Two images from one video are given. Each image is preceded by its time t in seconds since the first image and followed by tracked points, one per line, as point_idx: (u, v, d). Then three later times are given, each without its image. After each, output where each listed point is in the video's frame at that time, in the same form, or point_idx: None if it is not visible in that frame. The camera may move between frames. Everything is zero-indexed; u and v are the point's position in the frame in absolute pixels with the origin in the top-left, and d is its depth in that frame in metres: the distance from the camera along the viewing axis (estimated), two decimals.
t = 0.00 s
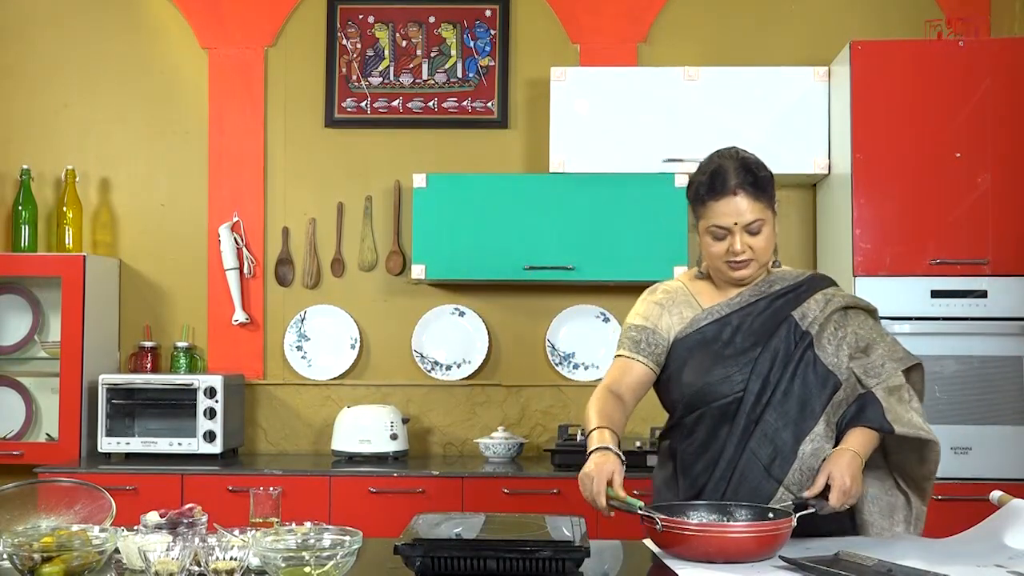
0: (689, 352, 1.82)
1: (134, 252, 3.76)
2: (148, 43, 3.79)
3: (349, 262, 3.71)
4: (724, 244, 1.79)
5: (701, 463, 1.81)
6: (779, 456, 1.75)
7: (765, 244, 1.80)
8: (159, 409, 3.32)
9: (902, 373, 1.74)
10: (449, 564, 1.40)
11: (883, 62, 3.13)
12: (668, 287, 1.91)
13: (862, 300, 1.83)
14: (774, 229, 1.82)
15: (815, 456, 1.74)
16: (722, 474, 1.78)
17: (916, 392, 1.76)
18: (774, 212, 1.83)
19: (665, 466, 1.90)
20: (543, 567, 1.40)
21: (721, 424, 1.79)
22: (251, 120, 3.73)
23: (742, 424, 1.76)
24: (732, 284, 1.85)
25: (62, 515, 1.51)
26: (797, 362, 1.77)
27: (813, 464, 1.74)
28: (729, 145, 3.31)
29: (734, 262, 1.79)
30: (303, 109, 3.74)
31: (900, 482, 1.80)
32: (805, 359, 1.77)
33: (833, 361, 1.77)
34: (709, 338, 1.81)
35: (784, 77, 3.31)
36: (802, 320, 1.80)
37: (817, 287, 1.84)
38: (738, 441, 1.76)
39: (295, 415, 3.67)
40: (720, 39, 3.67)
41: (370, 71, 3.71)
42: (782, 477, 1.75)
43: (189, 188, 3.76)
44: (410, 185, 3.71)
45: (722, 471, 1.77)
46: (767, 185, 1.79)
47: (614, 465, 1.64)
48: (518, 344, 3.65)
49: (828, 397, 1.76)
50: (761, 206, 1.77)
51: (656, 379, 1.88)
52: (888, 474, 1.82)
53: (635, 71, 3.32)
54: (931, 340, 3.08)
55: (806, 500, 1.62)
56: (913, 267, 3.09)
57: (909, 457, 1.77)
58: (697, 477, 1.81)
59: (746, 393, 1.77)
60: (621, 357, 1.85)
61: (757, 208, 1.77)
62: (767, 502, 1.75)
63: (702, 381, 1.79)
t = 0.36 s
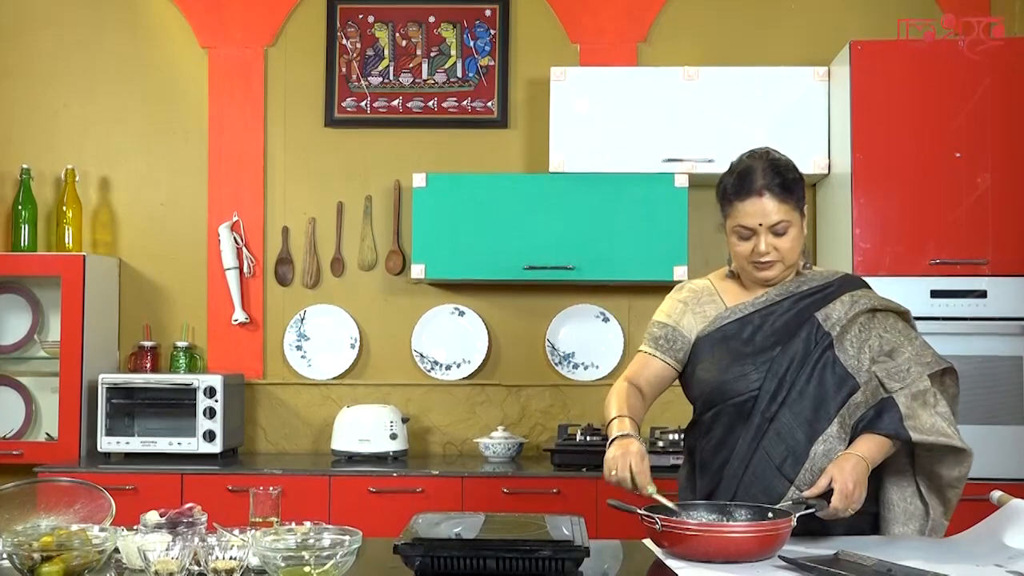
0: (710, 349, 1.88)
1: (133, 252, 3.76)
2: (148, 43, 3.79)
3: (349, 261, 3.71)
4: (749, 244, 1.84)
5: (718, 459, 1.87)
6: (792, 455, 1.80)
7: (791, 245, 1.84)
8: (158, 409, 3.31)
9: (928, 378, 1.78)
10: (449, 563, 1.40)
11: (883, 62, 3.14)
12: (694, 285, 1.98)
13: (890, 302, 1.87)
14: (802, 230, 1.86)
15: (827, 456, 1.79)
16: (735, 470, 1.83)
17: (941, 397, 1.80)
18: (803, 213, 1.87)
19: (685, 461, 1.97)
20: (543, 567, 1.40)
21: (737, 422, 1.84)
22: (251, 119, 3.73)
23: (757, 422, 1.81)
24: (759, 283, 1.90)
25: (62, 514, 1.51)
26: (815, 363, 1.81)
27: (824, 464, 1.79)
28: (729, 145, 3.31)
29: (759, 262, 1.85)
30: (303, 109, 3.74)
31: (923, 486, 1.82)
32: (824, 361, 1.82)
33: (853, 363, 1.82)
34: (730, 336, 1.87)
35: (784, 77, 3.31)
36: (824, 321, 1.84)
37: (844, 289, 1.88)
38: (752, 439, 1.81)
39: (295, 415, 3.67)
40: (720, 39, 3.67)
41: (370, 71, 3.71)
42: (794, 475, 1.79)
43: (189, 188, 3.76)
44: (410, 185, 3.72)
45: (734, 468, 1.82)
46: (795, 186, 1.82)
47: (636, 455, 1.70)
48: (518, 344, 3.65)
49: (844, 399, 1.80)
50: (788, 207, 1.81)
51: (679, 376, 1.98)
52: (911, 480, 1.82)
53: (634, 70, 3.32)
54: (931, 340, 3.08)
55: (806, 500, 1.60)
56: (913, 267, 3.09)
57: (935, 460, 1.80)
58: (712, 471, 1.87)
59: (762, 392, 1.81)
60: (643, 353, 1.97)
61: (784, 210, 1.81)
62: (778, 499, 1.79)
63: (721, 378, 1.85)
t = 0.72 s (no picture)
0: (721, 346, 1.90)
1: (133, 252, 3.76)
2: (147, 43, 3.78)
3: (349, 261, 3.71)
4: (762, 244, 1.87)
5: (724, 455, 1.89)
6: (795, 455, 1.80)
7: (807, 245, 1.86)
8: (159, 409, 3.31)
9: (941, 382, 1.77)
10: (449, 563, 1.40)
11: (883, 61, 3.14)
12: (711, 282, 2.01)
13: (907, 306, 1.85)
14: (818, 231, 1.87)
15: (830, 456, 1.79)
16: (739, 467, 1.84)
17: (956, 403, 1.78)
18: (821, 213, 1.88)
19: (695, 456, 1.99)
20: (543, 567, 1.40)
21: (743, 419, 1.85)
22: (250, 119, 3.73)
23: (762, 421, 1.82)
24: (776, 283, 1.92)
25: (62, 514, 1.51)
26: (824, 364, 1.81)
27: (825, 464, 1.79)
28: (729, 144, 3.31)
29: (773, 262, 1.87)
30: (303, 109, 3.74)
31: (941, 492, 1.82)
32: (833, 362, 1.81)
33: (863, 365, 1.81)
34: (740, 334, 1.88)
35: (784, 77, 3.31)
36: (835, 323, 1.84)
37: (860, 292, 1.87)
38: (757, 438, 1.82)
39: (295, 415, 3.67)
40: (720, 39, 3.67)
41: (370, 70, 3.71)
42: (796, 474, 1.80)
43: (189, 188, 3.76)
44: (410, 185, 3.72)
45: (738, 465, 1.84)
46: (811, 187, 1.84)
47: (647, 386, 1.83)
48: (518, 344, 3.65)
49: (851, 400, 1.80)
50: (803, 208, 1.83)
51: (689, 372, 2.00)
52: (929, 487, 1.83)
53: (634, 70, 3.32)
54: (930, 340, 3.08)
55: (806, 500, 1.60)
56: (913, 266, 3.09)
57: (952, 465, 1.79)
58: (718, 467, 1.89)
59: (768, 390, 1.82)
60: (655, 343, 1.99)
61: (798, 210, 1.82)
62: (779, 498, 1.80)
63: (729, 376, 1.86)
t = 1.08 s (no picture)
0: (729, 345, 1.92)
1: (133, 251, 3.76)
2: (147, 42, 3.78)
3: (349, 261, 3.71)
4: (771, 243, 1.87)
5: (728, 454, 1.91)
6: (796, 455, 1.81)
7: (815, 245, 1.86)
8: (159, 409, 3.31)
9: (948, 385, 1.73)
10: (449, 563, 1.40)
11: (883, 61, 3.14)
12: (724, 280, 2.04)
13: (917, 309, 1.83)
14: (827, 230, 1.88)
15: (829, 456, 1.78)
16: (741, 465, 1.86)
17: (962, 408, 1.74)
18: (830, 213, 1.88)
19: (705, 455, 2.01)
20: (544, 566, 1.40)
21: (747, 418, 1.87)
22: (250, 119, 3.73)
23: (765, 419, 1.83)
24: (785, 283, 1.93)
25: (62, 514, 1.51)
26: (827, 364, 1.81)
27: (825, 464, 1.78)
28: (730, 145, 3.31)
29: (781, 261, 1.87)
30: (303, 108, 3.74)
31: (948, 496, 1.77)
32: (837, 362, 1.81)
33: (867, 366, 1.80)
34: (748, 333, 1.90)
35: (783, 77, 3.31)
36: (842, 324, 1.83)
37: (870, 293, 1.85)
38: (759, 436, 1.83)
39: (294, 414, 3.67)
40: (719, 38, 3.67)
41: (370, 70, 3.71)
42: (796, 474, 1.80)
43: (188, 187, 3.76)
44: (410, 185, 3.72)
45: (740, 462, 1.85)
46: (819, 186, 1.84)
47: (662, 384, 1.87)
48: (518, 343, 3.65)
49: (853, 401, 1.78)
50: (811, 207, 1.83)
51: (698, 367, 2.05)
52: (937, 491, 1.79)
53: (634, 70, 3.32)
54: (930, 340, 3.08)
55: (805, 500, 1.61)
56: (913, 266, 3.09)
57: (959, 469, 1.74)
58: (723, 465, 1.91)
59: (772, 389, 1.84)
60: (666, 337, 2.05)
61: (806, 209, 1.83)
62: (778, 498, 1.81)
63: (734, 374, 1.89)
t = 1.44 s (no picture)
0: (732, 346, 1.93)
1: (133, 252, 3.76)
2: (147, 42, 3.78)
3: (349, 262, 3.71)
4: (775, 241, 1.88)
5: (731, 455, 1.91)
6: (798, 455, 1.81)
7: (819, 244, 1.86)
8: (159, 410, 3.32)
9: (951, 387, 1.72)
10: (449, 563, 1.40)
11: (883, 61, 3.14)
12: (727, 281, 2.04)
13: (921, 310, 1.82)
14: (832, 230, 1.88)
15: (830, 456, 1.78)
16: (743, 465, 1.86)
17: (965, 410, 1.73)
18: (835, 213, 1.88)
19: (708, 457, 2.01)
20: (544, 567, 1.40)
21: (750, 418, 1.87)
22: (250, 119, 3.73)
23: (767, 419, 1.83)
24: (789, 283, 1.93)
25: (62, 515, 1.51)
26: (830, 364, 1.81)
27: (826, 464, 1.78)
28: (730, 145, 3.31)
29: (785, 260, 1.88)
30: (303, 109, 3.74)
31: (951, 499, 1.76)
32: (839, 362, 1.81)
33: (870, 367, 1.80)
34: (751, 333, 1.90)
35: (783, 77, 3.31)
36: (845, 325, 1.83)
37: (873, 295, 1.85)
38: (760, 435, 1.83)
39: (295, 415, 3.67)
40: (719, 38, 3.67)
41: (370, 71, 3.71)
42: (797, 474, 1.81)
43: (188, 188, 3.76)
44: (410, 185, 3.72)
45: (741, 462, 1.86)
46: (823, 185, 1.85)
47: (675, 413, 1.79)
48: (518, 344, 3.65)
49: (855, 402, 1.78)
50: (815, 206, 1.84)
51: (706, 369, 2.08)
52: (939, 494, 1.79)
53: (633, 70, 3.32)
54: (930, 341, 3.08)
55: (805, 501, 1.61)
56: (913, 267, 3.09)
57: (961, 472, 1.73)
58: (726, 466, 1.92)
59: (774, 389, 1.84)
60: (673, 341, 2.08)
61: (810, 208, 1.83)
62: (780, 498, 1.81)
63: (737, 374, 1.89)
